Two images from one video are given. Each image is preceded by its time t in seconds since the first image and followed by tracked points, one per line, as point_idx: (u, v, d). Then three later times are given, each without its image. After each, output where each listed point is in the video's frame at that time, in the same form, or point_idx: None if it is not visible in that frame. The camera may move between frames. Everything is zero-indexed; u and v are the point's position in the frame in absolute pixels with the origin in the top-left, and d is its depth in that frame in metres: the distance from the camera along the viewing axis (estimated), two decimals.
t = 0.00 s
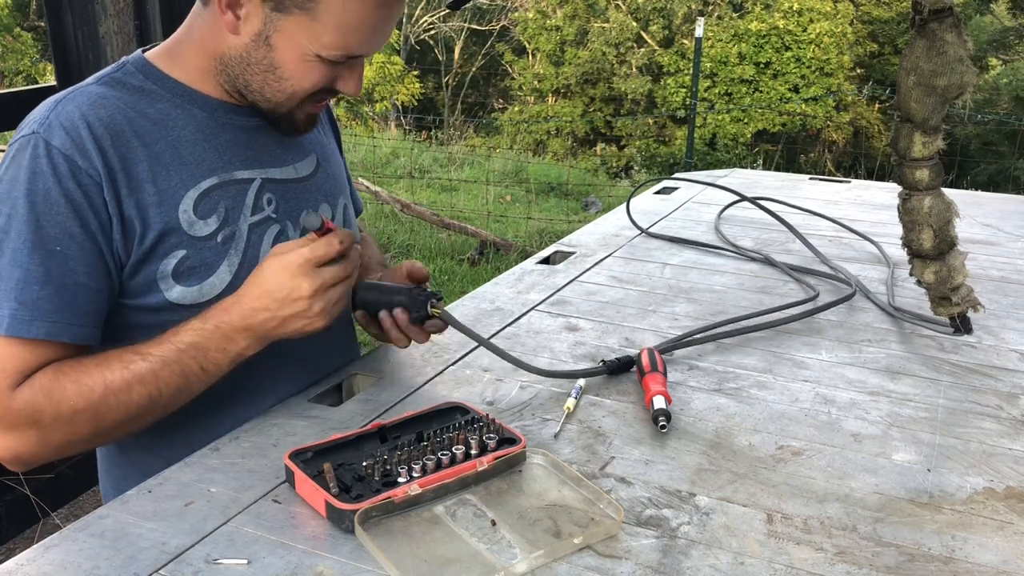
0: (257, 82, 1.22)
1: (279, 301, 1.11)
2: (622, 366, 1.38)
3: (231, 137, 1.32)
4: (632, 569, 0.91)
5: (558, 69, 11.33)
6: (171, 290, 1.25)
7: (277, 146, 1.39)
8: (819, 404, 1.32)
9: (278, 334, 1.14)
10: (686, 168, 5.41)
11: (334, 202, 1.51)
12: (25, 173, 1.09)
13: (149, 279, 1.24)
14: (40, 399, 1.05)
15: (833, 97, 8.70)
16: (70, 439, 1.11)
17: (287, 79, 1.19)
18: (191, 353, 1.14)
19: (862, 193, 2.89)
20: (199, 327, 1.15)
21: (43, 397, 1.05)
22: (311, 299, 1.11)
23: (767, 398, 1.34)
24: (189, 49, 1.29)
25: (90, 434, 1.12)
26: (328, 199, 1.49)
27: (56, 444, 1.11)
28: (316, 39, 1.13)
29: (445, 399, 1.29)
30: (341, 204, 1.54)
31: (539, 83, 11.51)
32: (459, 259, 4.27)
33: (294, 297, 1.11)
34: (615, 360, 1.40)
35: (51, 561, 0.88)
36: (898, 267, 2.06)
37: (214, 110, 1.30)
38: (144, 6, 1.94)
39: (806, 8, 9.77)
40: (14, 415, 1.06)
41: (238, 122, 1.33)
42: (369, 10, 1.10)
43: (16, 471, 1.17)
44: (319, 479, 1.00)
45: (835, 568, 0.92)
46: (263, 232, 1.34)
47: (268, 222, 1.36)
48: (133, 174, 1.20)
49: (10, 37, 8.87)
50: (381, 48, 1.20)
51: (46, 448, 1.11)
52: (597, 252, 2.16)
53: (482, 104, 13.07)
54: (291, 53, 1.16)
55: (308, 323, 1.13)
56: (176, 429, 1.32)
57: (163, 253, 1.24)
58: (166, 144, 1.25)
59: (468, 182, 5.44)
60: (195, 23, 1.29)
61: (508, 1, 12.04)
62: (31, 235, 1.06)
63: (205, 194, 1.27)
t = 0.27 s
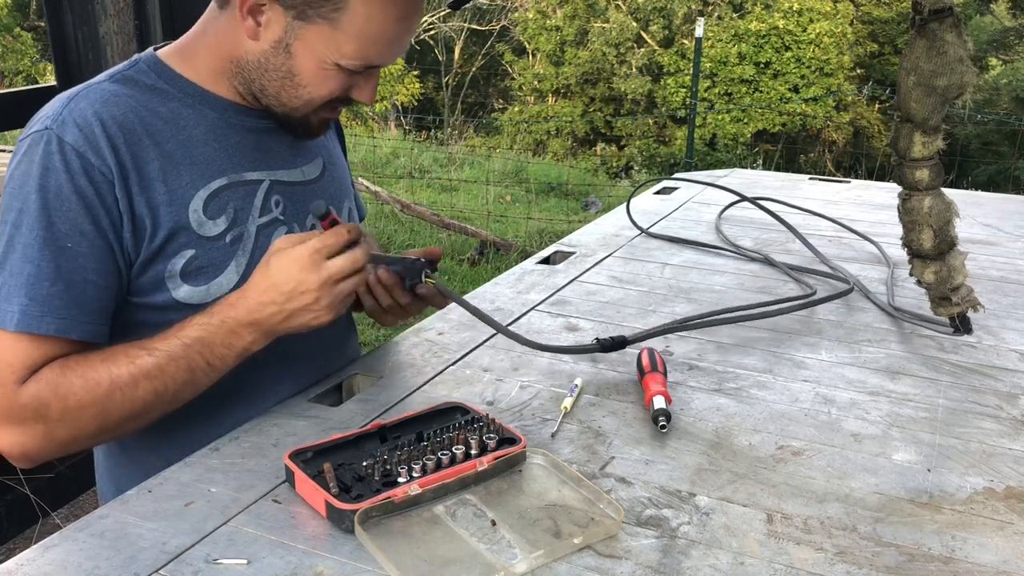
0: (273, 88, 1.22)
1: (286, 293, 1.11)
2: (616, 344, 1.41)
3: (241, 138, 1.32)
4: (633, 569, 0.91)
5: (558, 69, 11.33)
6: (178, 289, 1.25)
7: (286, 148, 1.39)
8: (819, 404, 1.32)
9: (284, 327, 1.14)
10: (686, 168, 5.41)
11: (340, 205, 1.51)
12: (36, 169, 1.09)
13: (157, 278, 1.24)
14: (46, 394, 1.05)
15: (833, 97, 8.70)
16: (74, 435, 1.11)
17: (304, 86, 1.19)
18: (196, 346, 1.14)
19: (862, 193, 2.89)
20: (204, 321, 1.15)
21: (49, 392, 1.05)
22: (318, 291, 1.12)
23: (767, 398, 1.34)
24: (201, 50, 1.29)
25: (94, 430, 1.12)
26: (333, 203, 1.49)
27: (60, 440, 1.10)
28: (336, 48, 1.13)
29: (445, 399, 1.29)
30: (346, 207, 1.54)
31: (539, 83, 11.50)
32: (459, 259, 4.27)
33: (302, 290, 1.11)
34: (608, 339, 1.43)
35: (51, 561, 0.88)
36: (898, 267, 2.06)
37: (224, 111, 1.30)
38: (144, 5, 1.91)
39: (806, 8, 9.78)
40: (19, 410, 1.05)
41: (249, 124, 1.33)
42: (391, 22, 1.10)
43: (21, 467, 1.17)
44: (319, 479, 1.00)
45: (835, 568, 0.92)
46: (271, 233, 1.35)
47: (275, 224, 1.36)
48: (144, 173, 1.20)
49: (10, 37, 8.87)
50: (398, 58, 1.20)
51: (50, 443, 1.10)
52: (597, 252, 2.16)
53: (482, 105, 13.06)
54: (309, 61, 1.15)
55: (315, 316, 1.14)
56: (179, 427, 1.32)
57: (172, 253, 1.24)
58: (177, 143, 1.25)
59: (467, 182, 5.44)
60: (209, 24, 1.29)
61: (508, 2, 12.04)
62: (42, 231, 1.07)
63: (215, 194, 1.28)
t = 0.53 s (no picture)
0: (287, 91, 1.22)
1: (291, 306, 1.11)
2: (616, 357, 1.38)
3: (251, 140, 1.32)
4: (633, 569, 0.91)
5: (558, 69, 11.33)
6: (183, 289, 1.25)
7: (296, 151, 1.39)
8: (819, 404, 1.32)
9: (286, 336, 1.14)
10: (686, 168, 5.40)
11: (345, 210, 1.51)
12: (44, 167, 1.09)
13: (163, 278, 1.24)
14: (47, 392, 1.05)
15: (833, 96, 8.70)
16: (73, 433, 1.11)
17: (318, 91, 1.19)
18: (198, 351, 1.14)
19: (863, 194, 2.89)
20: (207, 327, 1.15)
21: (50, 389, 1.06)
22: (323, 305, 1.11)
23: (767, 398, 1.34)
24: (215, 51, 1.29)
25: (94, 429, 1.12)
26: (339, 207, 1.49)
27: (60, 437, 1.11)
28: (352, 55, 1.13)
29: (445, 399, 1.29)
30: (352, 211, 1.54)
31: (539, 83, 11.50)
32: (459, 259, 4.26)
33: (306, 303, 1.10)
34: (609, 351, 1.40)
35: (51, 561, 0.88)
36: (898, 267, 2.06)
37: (236, 112, 1.30)
38: (144, 5, 1.91)
39: (806, 8, 9.78)
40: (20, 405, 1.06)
41: (260, 126, 1.33)
42: (407, 30, 1.11)
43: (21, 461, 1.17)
44: (319, 479, 1.00)
45: (835, 568, 0.92)
46: (278, 236, 1.34)
47: (282, 226, 1.35)
48: (153, 172, 1.20)
49: (10, 37, 8.87)
50: (411, 66, 1.20)
51: (50, 440, 1.11)
52: (597, 252, 2.16)
53: (482, 105, 13.07)
54: (324, 67, 1.15)
55: (318, 327, 1.14)
56: (183, 427, 1.31)
57: (178, 253, 1.24)
58: (187, 143, 1.25)
59: (467, 182, 5.44)
60: (224, 25, 1.29)
61: (508, 2, 12.05)
62: (49, 228, 1.07)
63: (224, 194, 1.27)
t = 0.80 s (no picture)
0: (293, 96, 1.22)
1: (286, 292, 1.11)
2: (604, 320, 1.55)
3: (256, 141, 1.31)
4: (633, 569, 0.91)
5: (558, 69, 11.33)
6: (186, 288, 1.25)
7: (301, 152, 1.38)
8: (819, 404, 1.32)
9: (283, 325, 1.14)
10: (686, 168, 5.40)
11: (349, 212, 1.50)
12: (48, 162, 1.09)
13: (166, 276, 1.24)
14: (47, 385, 1.06)
15: (833, 96, 8.70)
16: (71, 428, 1.11)
17: (324, 98, 1.19)
18: (196, 343, 1.14)
19: (863, 193, 2.89)
20: (204, 319, 1.15)
21: (50, 383, 1.06)
22: (319, 290, 1.12)
23: (767, 398, 1.34)
24: (223, 51, 1.28)
25: (92, 424, 1.12)
26: (344, 210, 1.49)
27: (58, 432, 1.10)
28: (360, 66, 1.13)
29: (445, 399, 1.29)
30: (357, 214, 1.53)
31: (539, 83, 11.50)
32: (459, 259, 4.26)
33: (303, 289, 1.11)
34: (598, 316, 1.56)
35: (51, 561, 0.88)
36: (898, 267, 2.06)
37: (242, 113, 1.29)
38: (144, 4, 1.88)
39: (806, 8, 9.78)
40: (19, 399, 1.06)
41: (267, 127, 1.32)
42: (417, 44, 1.10)
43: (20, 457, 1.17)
44: (319, 479, 1.00)
45: (835, 568, 0.92)
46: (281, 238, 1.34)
47: (286, 228, 1.35)
48: (158, 171, 1.20)
49: (10, 37, 8.87)
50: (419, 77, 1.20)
51: (48, 435, 1.10)
52: (597, 252, 2.16)
53: (482, 105, 13.06)
54: (332, 74, 1.15)
55: (315, 316, 1.14)
56: (184, 426, 1.31)
57: (181, 251, 1.24)
58: (193, 143, 1.24)
59: (467, 182, 5.44)
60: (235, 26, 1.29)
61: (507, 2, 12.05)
62: (53, 224, 1.07)
63: (228, 195, 1.27)
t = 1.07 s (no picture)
0: (292, 98, 1.22)
1: (280, 252, 1.13)
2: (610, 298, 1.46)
3: (258, 141, 1.31)
4: (632, 569, 0.91)
5: (558, 69, 11.32)
6: (188, 286, 1.25)
7: (303, 152, 1.38)
8: (819, 404, 1.32)
9: (281, 293, 1.14)
10: (686, 168, 5.40)
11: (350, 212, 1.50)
12: (54, 157, 1.09)
13: (168, 275, 1.24)
14: (58, 376, 1.06)
15: (833, 96, 8.70)
16: (86, 421, 1.10)
17: (322, 100, 1.19)
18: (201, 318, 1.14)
19: (863, 194, 2.89)
20: (208, 296, 1.16)
21: (61, 376, 1.06)
22: (312, 248, 1.13)
23: (767, 398, 1.34)
24: (226, 51, 1.28)
25: (105, 414, 1.11)
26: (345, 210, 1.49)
27: (72, 426, 1.10)
28: (359, 69, 1.13)
29: (445, 399, 1.29)
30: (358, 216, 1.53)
31: (539, 83, 11.50)
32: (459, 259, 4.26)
33: (296, 248, 1.12)
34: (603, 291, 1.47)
35: (51, 561, 0.88)
36: (898, 267, 2.06)
37: (244, 113, 1.29)
38: (144, 5, 1.89)
39: (806, 8, 9.79)
40: (33, 394, 1.06)
41: (268, 127, 1.32)
42: (416, 51, 1.10)
43: (36, 458, 1.17)
44: (319, 479, 1.00)
45: (835, 568, 0.92)
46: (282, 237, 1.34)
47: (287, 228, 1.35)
48: (161, 168, 1.20)
49: (10, 37, 8.86)
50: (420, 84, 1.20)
51: (63, 431, 1.10)
52: (597, 253, 2.16)
53: (482, 105, 13.07)
54: (330, 77, 1.15)
55: (314, 279, 1.14)
56: (185, 424, 1.31)
57: (185, 248, 1.24)
58: (195, 141, 1.24)
59: (467, 182, 5.44)
60: (239, 26, 1.28)
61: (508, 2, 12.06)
62: (61, 221, 1.07)
63: (229, 194, 1.27)
